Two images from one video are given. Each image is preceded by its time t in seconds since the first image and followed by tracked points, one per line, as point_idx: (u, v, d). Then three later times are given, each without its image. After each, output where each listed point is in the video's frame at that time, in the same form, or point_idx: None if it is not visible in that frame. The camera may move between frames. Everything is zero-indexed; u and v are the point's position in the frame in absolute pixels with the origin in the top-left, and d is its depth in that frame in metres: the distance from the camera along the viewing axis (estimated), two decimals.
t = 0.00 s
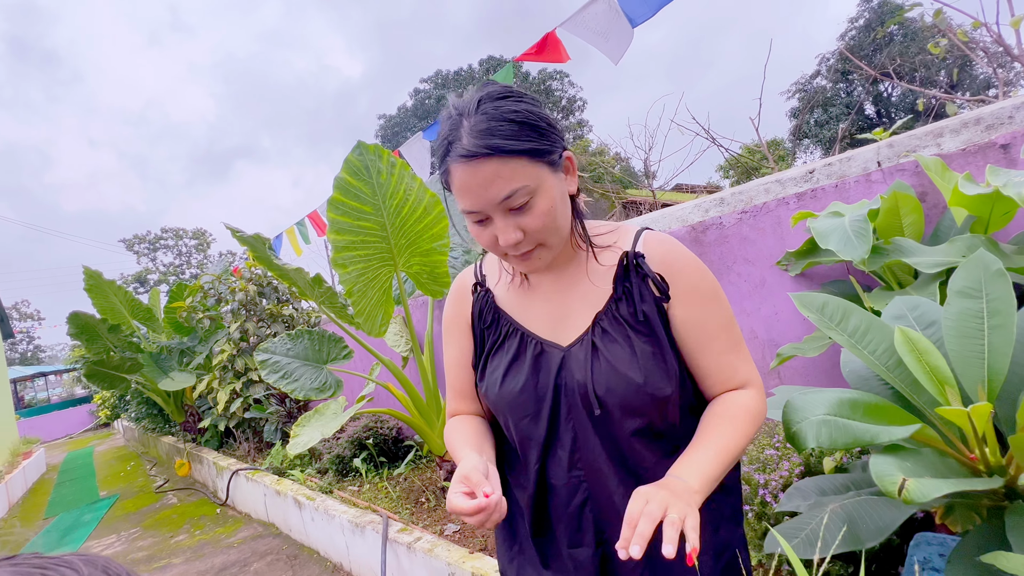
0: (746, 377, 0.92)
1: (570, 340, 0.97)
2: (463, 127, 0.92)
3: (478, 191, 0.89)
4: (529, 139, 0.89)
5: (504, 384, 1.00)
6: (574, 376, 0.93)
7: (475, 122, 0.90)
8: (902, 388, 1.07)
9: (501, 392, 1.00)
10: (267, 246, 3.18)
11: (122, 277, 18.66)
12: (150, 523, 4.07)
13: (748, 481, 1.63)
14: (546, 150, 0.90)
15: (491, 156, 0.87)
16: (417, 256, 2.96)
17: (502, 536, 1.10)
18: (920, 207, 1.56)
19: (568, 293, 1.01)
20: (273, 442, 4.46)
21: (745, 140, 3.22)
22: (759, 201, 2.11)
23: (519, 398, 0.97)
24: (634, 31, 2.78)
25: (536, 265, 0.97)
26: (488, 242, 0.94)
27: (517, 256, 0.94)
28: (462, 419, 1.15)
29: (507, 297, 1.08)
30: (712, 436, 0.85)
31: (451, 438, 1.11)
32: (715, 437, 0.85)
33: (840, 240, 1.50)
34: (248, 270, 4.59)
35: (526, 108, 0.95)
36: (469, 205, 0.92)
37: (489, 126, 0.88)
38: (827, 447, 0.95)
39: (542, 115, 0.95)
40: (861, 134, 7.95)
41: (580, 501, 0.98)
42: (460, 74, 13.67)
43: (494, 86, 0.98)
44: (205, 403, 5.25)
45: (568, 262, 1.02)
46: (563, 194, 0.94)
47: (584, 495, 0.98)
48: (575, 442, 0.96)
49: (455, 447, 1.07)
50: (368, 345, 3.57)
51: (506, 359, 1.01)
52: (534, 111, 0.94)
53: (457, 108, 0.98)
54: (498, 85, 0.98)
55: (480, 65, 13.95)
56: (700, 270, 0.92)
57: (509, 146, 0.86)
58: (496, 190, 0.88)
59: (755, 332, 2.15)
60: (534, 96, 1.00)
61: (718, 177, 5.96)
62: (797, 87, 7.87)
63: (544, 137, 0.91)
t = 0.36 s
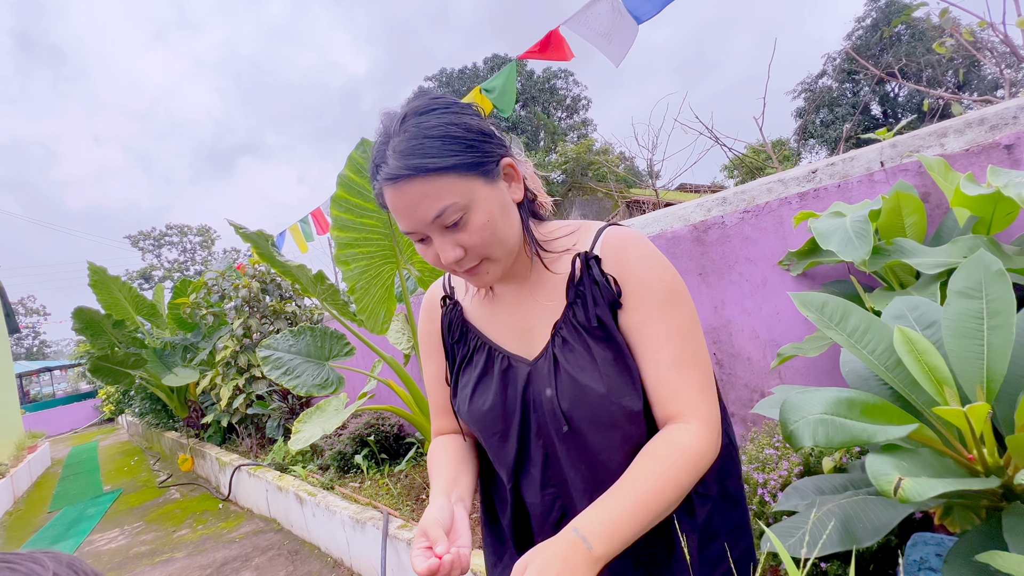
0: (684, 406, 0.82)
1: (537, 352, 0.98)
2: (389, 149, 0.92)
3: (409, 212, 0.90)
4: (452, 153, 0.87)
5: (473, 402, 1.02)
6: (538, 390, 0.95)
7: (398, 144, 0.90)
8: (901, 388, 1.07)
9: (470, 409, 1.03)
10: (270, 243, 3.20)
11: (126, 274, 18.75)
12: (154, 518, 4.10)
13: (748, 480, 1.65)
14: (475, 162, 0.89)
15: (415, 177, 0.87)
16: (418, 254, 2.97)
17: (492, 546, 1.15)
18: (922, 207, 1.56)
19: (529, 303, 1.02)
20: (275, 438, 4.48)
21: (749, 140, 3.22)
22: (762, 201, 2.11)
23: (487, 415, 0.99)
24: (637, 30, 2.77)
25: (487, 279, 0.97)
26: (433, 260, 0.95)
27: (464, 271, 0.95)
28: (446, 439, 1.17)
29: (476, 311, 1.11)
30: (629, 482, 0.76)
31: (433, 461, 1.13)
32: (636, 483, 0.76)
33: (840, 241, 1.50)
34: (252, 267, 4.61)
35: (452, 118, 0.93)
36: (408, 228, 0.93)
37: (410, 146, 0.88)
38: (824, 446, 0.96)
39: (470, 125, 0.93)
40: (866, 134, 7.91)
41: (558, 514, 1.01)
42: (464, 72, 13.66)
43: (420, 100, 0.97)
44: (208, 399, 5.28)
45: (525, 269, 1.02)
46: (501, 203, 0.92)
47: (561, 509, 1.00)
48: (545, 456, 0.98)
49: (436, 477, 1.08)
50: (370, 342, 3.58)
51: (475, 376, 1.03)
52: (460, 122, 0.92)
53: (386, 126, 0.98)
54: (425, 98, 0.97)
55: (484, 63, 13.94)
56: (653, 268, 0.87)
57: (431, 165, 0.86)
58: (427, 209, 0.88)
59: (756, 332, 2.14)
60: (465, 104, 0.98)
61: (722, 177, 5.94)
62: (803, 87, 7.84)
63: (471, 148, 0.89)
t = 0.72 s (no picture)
0: (626, 428, 0.77)
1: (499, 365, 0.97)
2: (329, 165, 0.91)
3: (353, 229, 0.89)
4: (391, 166, 0.86)
5: (436, 415, 1.01)
6: (498, 405, 0.94)
7: (337, 161, 0.89)
8: (907, 385, 1.06)
9: (433, 423, 1.02)
10: (274, 239, 3.20)
11: (130, 271, 18.81)
12: (157, 512, 4.12)
13: (751, 477, 1.64)
14: (418, 173, 0.87)
15: (354, 193, 0.86)
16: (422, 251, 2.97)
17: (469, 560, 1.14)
18: (929, 204, 1.55)
19: (492, 315, 1.01)
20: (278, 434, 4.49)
21: (755, 138, 3.20)
22: (767, 198, 2.10)
23: (449, 430, 0.99)
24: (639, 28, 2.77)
25: (442, 291, 0.95)
26: (385, 275, 0.94)
27: (417, 285, 0.93)
28: (419, 460, 1.18)
29: (441, 320, 1.10)
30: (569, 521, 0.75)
31: (404, 483, 1.14)
32: (574, 521, 0.75)
33: (847, 238, 1.49)
34: (255, 264, 4.61)
35: (393, 130, 0.93)
36: (357, 245, 0.93)
37: (348, 161, 0.87)
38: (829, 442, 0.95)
39: (413, 136, 0.92)
40: (870, 133, 7.87)
41: (521, 532, 0.98)
42: (468, 70, 13.63)
43: (361, 113, 0.96)
44: (211, 395, 5.29)
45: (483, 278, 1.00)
46: (448, 213, 0.90)
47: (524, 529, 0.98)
48: (506, 470, 0.96)
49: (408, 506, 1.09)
50: (373, 338, 3.58)
51: (438, 390, 1.03)
52: (400, 135, 0.91)
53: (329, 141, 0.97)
54: (366, 110, 0.96)
55: (488, 60, 13.91)
56: (604, 274, 0.82)
57: (370, 179, 0.85)
58: (370, 225, 0.87)
59: (760, 330, 2.14)
60: (409, 114, 0.97)
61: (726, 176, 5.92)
62: (808, 86, 7.81)
63: (413, 159, 0.88)
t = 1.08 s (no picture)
0: (629, 439, 0.74)
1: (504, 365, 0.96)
2: (317, 165, 0.90)
3: (346, 232, 0.89)
4: (380, 165, 0.85)
5: (440, 419, 1.01)
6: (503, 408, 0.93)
7: (322, 162, 0.88)
8: (912, 382, 1.05)
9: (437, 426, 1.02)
10: (276, 235, 3.20)
11: (132, 267, 18.85)
12: (159, 508, 4.13)
13: (753, 474, 1.64)
14: (408, 171, 0.86)
15: (344, 195, 0.85)
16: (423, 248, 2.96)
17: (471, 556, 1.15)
18: (935, 201, 1.54)
19: (498, 313, 1.00)
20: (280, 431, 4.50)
21: (758, 135, 3.19)
22: (770, 195, 2.09)
23: (454, 433, 0.98)
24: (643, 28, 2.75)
25: (443, 292, 0.95)
26: (383, 277, 0.94)
27: (418, 287, 0.94)
28: (438, 472, 1.16)
29: (444, 321, 1.10)
30: (565, 540, 0.75)
31: (421, 499, 1.13)
32: (569, 539, 0.74)
33: (851, 235, 1.48)
34: (257, 260, 4.61)
35: (381, 126, 0.91)
36: (352, 249, 0.93)
37: (334, 163, 0.86)
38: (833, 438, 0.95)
39: (402, 131, 0.91)
40: (874, 132, 7.84)
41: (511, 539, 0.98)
42: (470, 67, 13.60)
43: (348, 107, 0.94)
44: (213, 392, 5.30)
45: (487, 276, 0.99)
46: (444, 211, 0.88)
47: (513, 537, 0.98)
48: (512, 474, 0.96)
49: (428, 530, 1.06)
50: (374, 335, 3.58)
51: (441, 392, 1.02)
52: (387, 131, 0.90)
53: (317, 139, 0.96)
54: (353, 105, 0.94)
55: (490, 58, 13.87)
56: (608, 271, 0.78)
57: (358, 181, 0.84)
58: (362, 228, 0.87)
59: (763, 327, 2.13)
60: (398, 106, 0.95)
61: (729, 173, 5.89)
62: (812, 84, 7.77)
63: (402, 157, 0.86)
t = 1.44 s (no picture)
0: (643, 446, 0.73)
1: (515, 364, 0.96)
2: (316, 160, 0.90)
3: (347, 229, 0.89)
4: (378, 158, 0.84)
5: (452, 417, 1.01)
6: (514, 406, 0.93)
7: (321, 156, 0.88)
8: (915, 378, 1.05)
9: (450, 423, 1.02)
10: (276, 232, 3.19)
11: (133, 266, 18.90)
12: (160, 505, 4.14)
13: (755, 472, 1.64)
14: (408, 164, 0.85)
15: (343, 191, 0.85)
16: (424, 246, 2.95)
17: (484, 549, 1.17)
18: (938, 197, 1.53)
19: (509, 310, 0.99)
20: (281, 428, 4.50)
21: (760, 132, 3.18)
22: (772, 192, 2.08)
23: (466, 433, 0.98)
24: (639, 25, 2.74)
25: (450, 289, 0.95)
26: (387, 273, 0.94)
27: (422, 283, 0.93)
28: (454, 467, 1.16)
29: (455, 316, 1.10)
30: (578, 551, 0.74)
31: (438, 494, 1.12)
32: (583, 550, 0.74)
33: (854, 232, 1.48)
34: (258, 258, 4.61)
35: (379, 117, 0.90)
36: (355, 246, 0.93)
37: (332, 157, 0.85)
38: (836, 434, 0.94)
39: (402, 121, 0.90)
40: (876, 130, 7.81)
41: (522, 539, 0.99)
42: (472, 65, 13.56)
43: (348, 99, 0.93)
44: (215, 390, 5.30)
45: (498, 273, 0.99)
46: (447, 205, 0.88)
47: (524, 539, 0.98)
48: (523, 476, 0.95)
49: (446, 529, 1.06)
50: (375, 333, 3.57)
51: (452, 389, 1.02)
52: (385, 122, 0.89)
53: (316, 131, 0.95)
54: (352, 96, 0.93)
55: (491, 56, 13.85)
56: (621, 270, 0.76)
57: (356, 176, 0.83)
58: (363, 224, 0.87)
59: (765, 325, 2.12)
60: (397, 95, 0.94)
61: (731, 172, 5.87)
62: (814, 82, 7.74)
63: (402, 150, 0.86)
